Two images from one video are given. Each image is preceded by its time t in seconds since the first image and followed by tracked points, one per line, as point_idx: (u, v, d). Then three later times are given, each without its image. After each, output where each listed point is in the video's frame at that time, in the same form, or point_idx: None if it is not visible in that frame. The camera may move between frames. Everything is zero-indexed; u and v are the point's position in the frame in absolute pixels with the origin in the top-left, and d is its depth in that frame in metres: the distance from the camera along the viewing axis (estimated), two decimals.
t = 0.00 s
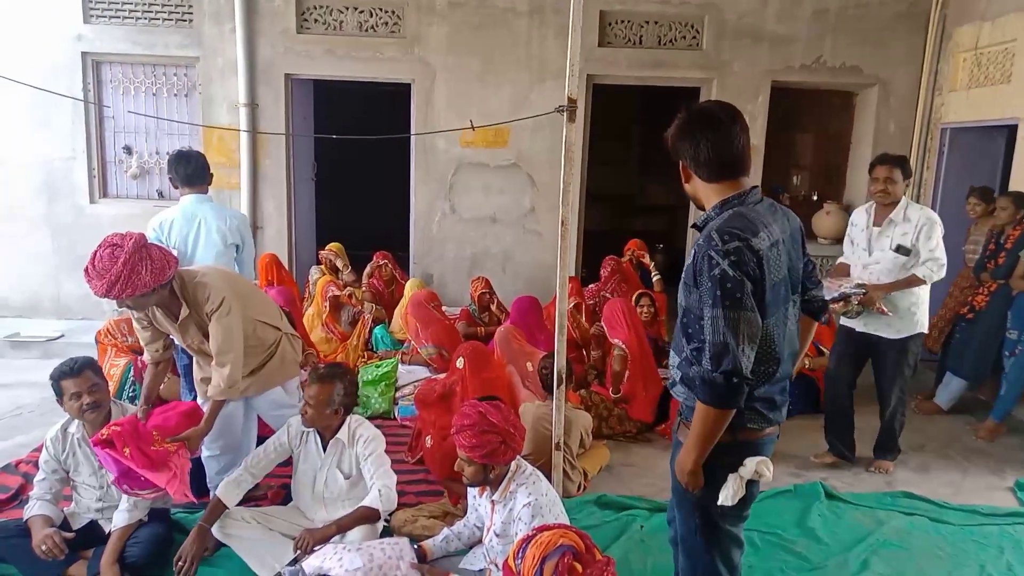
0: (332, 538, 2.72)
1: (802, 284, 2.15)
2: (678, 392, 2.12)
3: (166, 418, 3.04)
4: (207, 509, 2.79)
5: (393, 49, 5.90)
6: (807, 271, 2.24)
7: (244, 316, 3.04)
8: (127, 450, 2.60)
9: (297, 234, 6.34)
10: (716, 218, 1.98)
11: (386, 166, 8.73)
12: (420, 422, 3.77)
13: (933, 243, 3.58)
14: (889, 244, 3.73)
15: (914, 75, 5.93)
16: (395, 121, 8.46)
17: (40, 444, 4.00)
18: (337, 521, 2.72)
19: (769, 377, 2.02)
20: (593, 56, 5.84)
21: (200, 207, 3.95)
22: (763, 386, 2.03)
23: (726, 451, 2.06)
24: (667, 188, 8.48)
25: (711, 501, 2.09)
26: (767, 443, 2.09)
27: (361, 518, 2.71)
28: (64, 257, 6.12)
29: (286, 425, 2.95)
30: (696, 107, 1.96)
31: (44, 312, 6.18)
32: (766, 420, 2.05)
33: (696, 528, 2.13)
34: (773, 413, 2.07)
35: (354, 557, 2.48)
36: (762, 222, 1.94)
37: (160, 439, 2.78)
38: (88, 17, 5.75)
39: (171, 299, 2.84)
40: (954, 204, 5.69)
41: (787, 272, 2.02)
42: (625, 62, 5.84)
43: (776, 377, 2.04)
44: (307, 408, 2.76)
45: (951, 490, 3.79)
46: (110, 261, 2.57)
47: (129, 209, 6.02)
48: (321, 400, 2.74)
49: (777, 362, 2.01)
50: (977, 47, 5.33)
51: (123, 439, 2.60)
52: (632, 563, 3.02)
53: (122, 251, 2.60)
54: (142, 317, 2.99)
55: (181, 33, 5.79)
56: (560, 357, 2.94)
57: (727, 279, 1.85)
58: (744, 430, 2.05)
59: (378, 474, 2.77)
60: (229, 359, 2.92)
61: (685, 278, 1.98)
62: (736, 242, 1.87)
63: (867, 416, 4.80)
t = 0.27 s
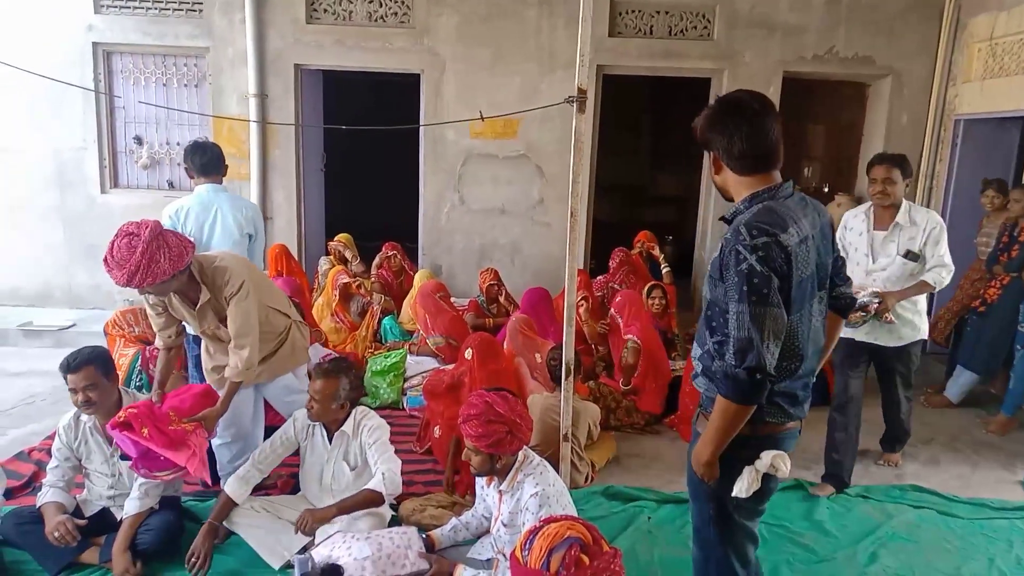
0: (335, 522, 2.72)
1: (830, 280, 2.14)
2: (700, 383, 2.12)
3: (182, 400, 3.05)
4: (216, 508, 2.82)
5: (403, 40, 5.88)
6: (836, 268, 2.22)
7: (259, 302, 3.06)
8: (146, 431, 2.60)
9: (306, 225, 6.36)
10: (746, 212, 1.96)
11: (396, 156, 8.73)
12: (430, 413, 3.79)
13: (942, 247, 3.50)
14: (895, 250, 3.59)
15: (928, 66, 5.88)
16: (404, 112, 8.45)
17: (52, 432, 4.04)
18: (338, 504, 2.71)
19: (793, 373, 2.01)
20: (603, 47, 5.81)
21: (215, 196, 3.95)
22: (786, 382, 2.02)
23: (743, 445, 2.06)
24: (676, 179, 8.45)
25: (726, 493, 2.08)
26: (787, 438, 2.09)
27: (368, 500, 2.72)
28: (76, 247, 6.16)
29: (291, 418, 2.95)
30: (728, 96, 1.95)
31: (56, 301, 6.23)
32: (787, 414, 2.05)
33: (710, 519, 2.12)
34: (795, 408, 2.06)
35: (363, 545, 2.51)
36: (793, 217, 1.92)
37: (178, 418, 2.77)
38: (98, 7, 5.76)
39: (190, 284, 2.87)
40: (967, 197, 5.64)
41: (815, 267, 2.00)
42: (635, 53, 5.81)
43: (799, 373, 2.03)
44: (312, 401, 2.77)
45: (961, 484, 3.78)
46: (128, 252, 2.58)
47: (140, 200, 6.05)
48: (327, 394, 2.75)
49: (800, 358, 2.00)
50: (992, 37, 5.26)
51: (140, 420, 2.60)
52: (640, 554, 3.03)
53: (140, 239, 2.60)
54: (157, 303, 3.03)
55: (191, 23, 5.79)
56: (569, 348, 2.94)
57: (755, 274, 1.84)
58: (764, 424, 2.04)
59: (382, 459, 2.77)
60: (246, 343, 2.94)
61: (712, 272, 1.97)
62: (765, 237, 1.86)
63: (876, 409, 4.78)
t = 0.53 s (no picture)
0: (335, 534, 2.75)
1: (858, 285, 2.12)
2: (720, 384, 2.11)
3: (192, 392, 2.94)
4: (220, 509, 2.82)
5: (405, 40, 5.89)
6: (864, 273, 2.20)
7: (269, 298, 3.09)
8: (162, 427, 2.62)
9: (307, 225, 6.36)
10: (775, 213, 1.95)
11: (397, 157, 8.74)
12: (430, 413, 3.79)
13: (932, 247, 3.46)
14: (882, 250, 3.54)
15: (929, 67, 5.88)
16: (405, 112, 8.46)
17: (53, 432, 4.04)
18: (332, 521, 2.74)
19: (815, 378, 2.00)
20: (604, 47, 5.82)
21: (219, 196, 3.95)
22: (809, 386, 2.01)
23: (762, 446, 2.05)
24: (677, 180, 8.45)
25: (741, 492, 2.07)
26: (809, 442, 2.07)
27: (364, 513, 2.74)
28: (77, 247, 6.16)
29: (293, 417, 2.95)
30: (763, 97, 1.95)
31: (56, 301, 6.23)
32: (806, 417, 2.03)
33: (723, 519, 2.11)
34: (816, 412, 2.05)
35: (362, 546, 2.51)
36: (824, 220, 1.91)
37: (191, 411, 2.81)
38: (100, 7, 5.76)
39: (203, 278, 2.90)
40: (968, 198, 5.64)
41: (844, 271, 1.98)
42: (636, 54, 5.81)
43: (822, 378, 2.02)
44: (314, 403, 2.77)
45: (961, 485, 3.77)
46: (144, 243, 2.59)
47: (141, 200, 6.05)
48: (328, 397, 2.75)
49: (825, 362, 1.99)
50: (993, 39, 5.27)
51: (155, 417, 2.63)
52: (640, 555, 3.02)
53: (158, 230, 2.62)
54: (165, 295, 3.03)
55: (192, 24, 5.79)
56: (570, 348, 2.94)
57: (782, 276, 1.83)
58: (782, 426, 2.03)
59: (379, 468, 2.77)
60: (257, 337, 2.97)
61: (738, 272, 1.96)
62: (794, 240, 1.84)
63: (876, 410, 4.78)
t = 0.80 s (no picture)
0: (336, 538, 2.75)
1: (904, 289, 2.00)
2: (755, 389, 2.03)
3: (201, 386, 2.99)
4: (218, 515, 2.81)
5: (402, 44, 5.89)
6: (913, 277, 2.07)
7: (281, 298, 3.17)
8: (181, 425, 2.68)
9: (304, 229, 6.36)
10: (809, 211, 1.89)
11: (394, 160, 8.74)
12: (428, 417, 3.78)
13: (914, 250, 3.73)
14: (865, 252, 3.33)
15: (925, 69, 5.90)
16: (403, 116, 8.46)
17: (51, 437, 4.03)
18: (331, 524, 2.74)
19: (850, 382, 1.89)
20: (601, 51, 5.83)
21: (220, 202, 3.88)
22: (846, 391, 1.89)
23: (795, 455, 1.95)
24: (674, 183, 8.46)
25: (768, 501, 1.99)
26: (845, 453, 1.95)
27: (362, 516, 2.74)
28: (75, 251, 6.16)
29: (292, 420, 2.94)
30: (801, 97, 1.92)
31: (54, 305, 6.22)
32: (843, 427, 1.92)
33: (746, 527, 2.04)
34: (853, 421, 1.92)
35: (361, 549, 2.51)
36: (859, 216, 1.82)
37: (205, 406, 2.86)
38: (97, 12, 5.77)
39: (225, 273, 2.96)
40: (964, 199, 5.66)
41: (884, 271, 1.88)
42: (633, 57, 5.83)
43: (859, 384, 1.90)
44: (314, 408, 2.76)
45: (960, 487, 3.78)
46: (202, 228, 2.70)
47: (139, 204, 6.05)
48: (329, 402, 2.74)
49: (861, 364, 1.88)
50: (988, 42, 5.29)
51: (172, 417, 2.68)
52: (640, 558, 3.02)
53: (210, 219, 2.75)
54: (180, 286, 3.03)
55: (189, 28, 5.80)
56: (569, 350, 2.94)
57: (811, 271, 1.76)
58: (815, 435, 1.93)
59: (379, 471, 2.77)
60: (272, 334, 3.03)
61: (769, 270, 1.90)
62: (825, 234, 1.77)
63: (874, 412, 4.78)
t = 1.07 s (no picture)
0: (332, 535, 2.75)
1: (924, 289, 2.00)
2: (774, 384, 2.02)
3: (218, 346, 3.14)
4: (212, 512, 2.81)
5: (395, 41, 5.88)
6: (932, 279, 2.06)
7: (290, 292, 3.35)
8: (211, 362, 2.96)
9: (297, 226, 6.34)
10: (833, 206, 1.87)
11: (388, 156, 8.71)
12: (423, 414, 3.78)
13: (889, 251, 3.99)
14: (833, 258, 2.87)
15: (918, 66, 5.91)
16: (396, 112, 8.44)
17: (44, 435, 4.01)
18: (326, 522, 2.73)
19: (871, 378, 1.87)
20: (595, 47, 5.82)
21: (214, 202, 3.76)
22: (864, 387, 1.88)
23: (808, 451, 1.92)
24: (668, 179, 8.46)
25: (775, 496, 1.94)
26: (860, 454, 1.93)
27: (355, 513, 2.73)
28: (66, 249, 6.12)
29: (285, 418, 2.94)
30: (827, 93, 1.91)
31: (45, 303, 6.19)
32: (862, 426, 1.90)
33: (747, 521, 1.99)
34: (873, 421, 1.91)
35: (355, 547, 2.51)
36: (884, 212, 1.81)
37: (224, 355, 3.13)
38: (87, 8, 5.73)
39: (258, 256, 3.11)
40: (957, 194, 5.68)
41: (908, 268, 1.86)
42: (627, 53, 5.82)
43: (880, 381, 1.89)
44: (308, 405, 2.75)
45: (952, 481, 3.80)
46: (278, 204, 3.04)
47: (131, 201, 6.02)
48: (323, 399, 2.74)
49: (883, 361, 1.87)
50: (980, 38, 5.30)
51: (203, 355, 2.97)
52: (634, 554, 3.03)
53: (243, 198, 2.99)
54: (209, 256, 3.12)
55: (181, 24, 5.76)
56: (563, 347, 2.94)
57: (837, 265, 1.73)
58: (830, 431, 1.90)
59: (373, 467, 2.78)
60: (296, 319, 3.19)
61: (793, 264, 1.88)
62: (852, 228, 1.75)
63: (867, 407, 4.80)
